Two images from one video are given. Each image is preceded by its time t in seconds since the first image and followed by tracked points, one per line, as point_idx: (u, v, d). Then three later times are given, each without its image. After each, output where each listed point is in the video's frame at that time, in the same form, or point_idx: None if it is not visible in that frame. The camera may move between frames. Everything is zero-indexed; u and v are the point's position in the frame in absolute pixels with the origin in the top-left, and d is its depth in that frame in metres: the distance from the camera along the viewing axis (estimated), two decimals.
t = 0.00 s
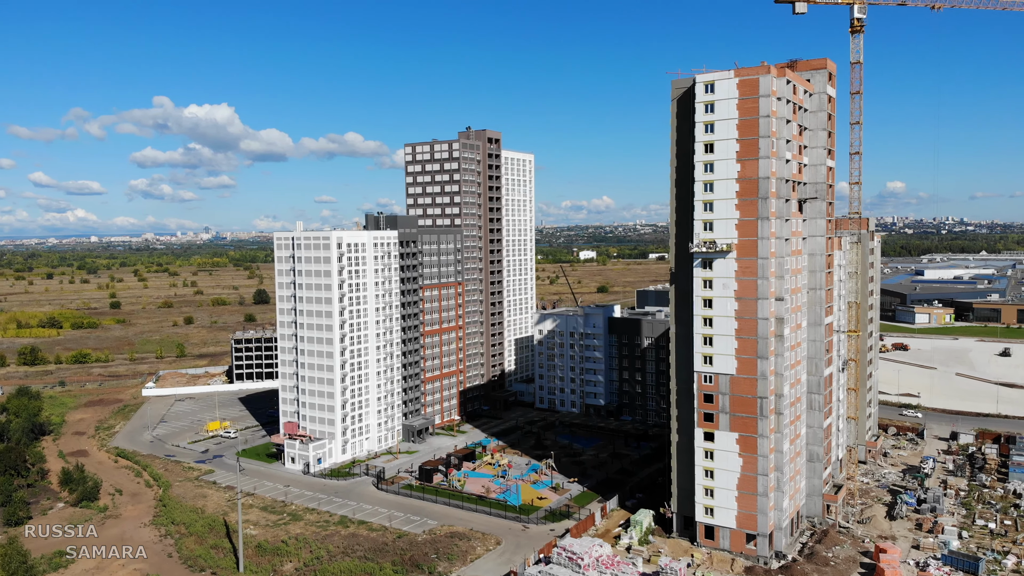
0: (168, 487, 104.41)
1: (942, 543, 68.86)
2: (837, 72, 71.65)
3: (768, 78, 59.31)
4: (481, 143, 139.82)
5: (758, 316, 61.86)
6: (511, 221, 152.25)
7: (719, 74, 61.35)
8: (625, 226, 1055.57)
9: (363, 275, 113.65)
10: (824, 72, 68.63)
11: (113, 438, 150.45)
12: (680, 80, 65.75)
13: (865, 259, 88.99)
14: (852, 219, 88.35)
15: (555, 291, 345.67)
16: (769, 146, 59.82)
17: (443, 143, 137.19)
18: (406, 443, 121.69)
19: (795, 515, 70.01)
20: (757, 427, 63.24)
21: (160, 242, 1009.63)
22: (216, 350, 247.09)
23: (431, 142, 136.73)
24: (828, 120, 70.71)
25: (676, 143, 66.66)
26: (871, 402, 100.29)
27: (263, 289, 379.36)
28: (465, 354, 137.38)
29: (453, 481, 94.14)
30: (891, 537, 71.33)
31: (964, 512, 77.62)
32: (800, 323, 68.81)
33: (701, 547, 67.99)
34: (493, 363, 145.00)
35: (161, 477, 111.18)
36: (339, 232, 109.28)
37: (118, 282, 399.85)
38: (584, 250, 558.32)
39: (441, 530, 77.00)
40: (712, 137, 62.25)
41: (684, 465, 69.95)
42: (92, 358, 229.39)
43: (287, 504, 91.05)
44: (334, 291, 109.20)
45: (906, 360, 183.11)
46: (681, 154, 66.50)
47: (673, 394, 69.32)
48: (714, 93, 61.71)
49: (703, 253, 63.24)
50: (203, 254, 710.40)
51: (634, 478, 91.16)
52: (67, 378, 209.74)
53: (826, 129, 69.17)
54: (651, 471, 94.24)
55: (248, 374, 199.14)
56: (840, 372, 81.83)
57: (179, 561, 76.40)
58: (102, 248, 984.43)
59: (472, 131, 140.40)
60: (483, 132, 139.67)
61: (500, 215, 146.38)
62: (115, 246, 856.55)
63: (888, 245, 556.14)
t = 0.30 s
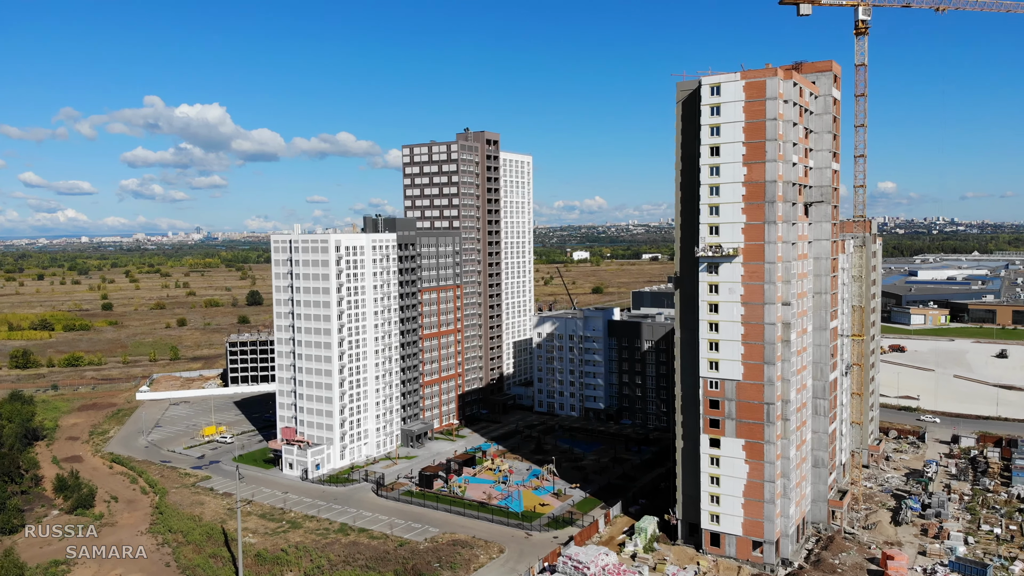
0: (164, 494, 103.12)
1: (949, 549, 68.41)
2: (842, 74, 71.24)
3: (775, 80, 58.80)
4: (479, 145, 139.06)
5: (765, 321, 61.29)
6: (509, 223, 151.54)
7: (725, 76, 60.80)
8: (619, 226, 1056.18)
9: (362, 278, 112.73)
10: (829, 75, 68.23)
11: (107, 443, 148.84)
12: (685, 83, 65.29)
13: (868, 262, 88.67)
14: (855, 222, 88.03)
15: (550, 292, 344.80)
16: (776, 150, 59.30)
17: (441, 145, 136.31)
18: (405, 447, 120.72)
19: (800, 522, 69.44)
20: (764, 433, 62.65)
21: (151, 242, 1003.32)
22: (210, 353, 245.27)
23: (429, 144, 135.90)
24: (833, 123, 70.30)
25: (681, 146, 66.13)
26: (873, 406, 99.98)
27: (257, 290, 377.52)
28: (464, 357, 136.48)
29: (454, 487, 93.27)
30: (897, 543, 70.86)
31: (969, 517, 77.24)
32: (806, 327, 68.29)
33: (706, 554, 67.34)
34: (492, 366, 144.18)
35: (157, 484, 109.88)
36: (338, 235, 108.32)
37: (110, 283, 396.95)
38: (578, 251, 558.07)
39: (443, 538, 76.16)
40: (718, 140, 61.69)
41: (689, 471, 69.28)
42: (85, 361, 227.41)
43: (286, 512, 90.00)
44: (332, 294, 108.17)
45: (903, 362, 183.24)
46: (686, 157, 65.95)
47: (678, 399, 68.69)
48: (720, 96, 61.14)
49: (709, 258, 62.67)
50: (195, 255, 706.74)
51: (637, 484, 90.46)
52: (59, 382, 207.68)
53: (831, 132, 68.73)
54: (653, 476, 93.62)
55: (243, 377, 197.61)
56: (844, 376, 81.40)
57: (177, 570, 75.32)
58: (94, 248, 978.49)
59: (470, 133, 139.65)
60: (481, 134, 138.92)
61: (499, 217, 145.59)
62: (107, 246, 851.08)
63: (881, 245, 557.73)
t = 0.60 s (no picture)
0: (161, 501, 101.90)
1: (955, 555, 68.04)
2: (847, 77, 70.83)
3: (782, 83, 58.22)
4: (478, 146, 138.27)
5: (772, 326, 60.70)
6: (508, 225, 150.69)
7: (731, 78, 60.23)
8: (612, 227, 1056.98)
9: (361, 281, 111.81)
10: (835, 77, 67.80)
11: (101, 448, 147.23)
12: (691, 85, 64.74)
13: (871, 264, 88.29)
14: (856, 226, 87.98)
15: (545, 293, 343.82)
16: (783, 153, 58.74)
17: (439, 146, 135.36)
18: (404, 452, 119.73)
19: (806, 528, 68.91)
20: (771, 439, 62.08)
21: (143, 243, 998.50)
22: (204, 355, 243.47)
23: (427, 145, 134.96)
24: (838, 126, 69.88)
25: (686, 148, 65.56)
26: (875, 409, 99.65)
27: (250, 291, 375.48)
28: (463, 361, 135.51)
29: (455, 493, 92.43)
30: (903, 549, 70.44)
31: (974, 522, 76.93)
32: (812, 332, 67.77)
33: (712, 561, 66.74)
34: (490, 370, 143.38)
35: (153, 490, 108.62)
36: (336, 238, 107.35)
37: (102, 284, 393.89)
38: (573, 251, 557.64)
39: (445, 546, 75.38)
40: (724, 143, 61.09)
41: (694, 477, 68.66)
42: (77, 364, 225.35)
43: (285, 519, 88.97)
44: (331, 298, 107.16)
45: (901, 364, 183.20)
46: (691, 160, 65.39)
47: (683, 405, 68.08)
48: (726, 98, 60.54)
49: (715, 262, 62.04)
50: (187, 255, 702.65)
51: (639, 489, 89.82)
52: (52, 385, 205.66)
53: (837, 134, 68.26)
54: (656, 482, 93.02)
55: (238, 380, 196.07)
56: (848, 379, 80.95)
57: None
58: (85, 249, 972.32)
59: (469, 134, 138.77)
60: (480, 135, 138.12)
61: (497, 219, 144.75)
62: (98, 247, 845.34)
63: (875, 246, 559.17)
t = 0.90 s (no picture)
0: (157, 508, 100.67)
1: (961, 561, 67.64)
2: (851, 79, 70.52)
3: (789, 85, 57.74)
4: (476, 148, 137.65)
5: (779, 331, 60.19)
6: (506, 227, 149.93)
7: (737, 81, 59.70)
8: (606, 227, 1056.94)
9: (358, 284, 110.79)
10: (840, 79, 67.46)
11: (95, 453, 145.61)
12: (696, 87, 64.21)
13: (873, 267, 87.98)
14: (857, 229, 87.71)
15: (540, 293, 343.01)
16: (790, 156, 58.26)
17: (438, 148, 134.53)
18: (403, 457, 118.76)
19: (812, 534, 68.38)
20: (777, 445, 61.56)
21: (132, 241, 992.20)
22: (198, 358, 241.62)
23: (425, 146, 134.17)
24: (843, 128, 69.52)
25: (691, 151, 65.05)
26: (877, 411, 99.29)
27: (243, 292, 373.31)
28: (461, 364, 134.62)
29: (455, 499, 91.60)
30: (908, 554, 70.04)
31: (979, 526, 76.58)
32: (817, 337, 67.29)
33: (718, 569, 66.13)
34: (488, 373, 142.56)
35: (149, 497, 107.34)
36: (334, 241, 106.33)
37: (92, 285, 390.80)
38: (567, 252, 556.90)
39: (447, 554, 74.57)
40: (730, 146, 60.59)
41: (699, 483, 68.09)
42: (70, 367, 223.25)
43: (284, 526, 87.95)
44: (329, 301, 106.12)
45: (898, 365, 183.33)
46: (696, 163, 64.89)
47: (687, 410, 67.51)
48: (732, 101, 60.02)
49: (721, 266, 61.51)
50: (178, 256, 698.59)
51: (641, 494, 89.18)
52: (44, 388, 203.60)
53: (842, 137, 67.89)
54: (658, 487, 92.41)
55: (233, 384, 194.57)
56: (851, 383, 80.53)
57: None
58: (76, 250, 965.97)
59: (467, 136, 138.04)
60: (478, 137, 137.49)
61: (495, 221, 144.04)
62: (89, 247, 840.35)
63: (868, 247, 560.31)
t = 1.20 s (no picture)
0: (154, 515, 99.45)
1: (967, 566, 67.29)
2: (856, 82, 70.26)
3: (796, 88, 57.22)
4: (474, 149, 137.06)
5: (786, 336, 59.66)
6: (504, 229, 149.21)
7: (743, 83, 59.21)
8: (599, 228, 1057.47)
9: (357, 287, 109.80)
10: (845, 82, 67.19)
11: (89, 459, 144.04)
12: (701, 90, 63.69)
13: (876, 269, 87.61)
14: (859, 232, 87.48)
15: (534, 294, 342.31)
16: (796, 160, 57.76)
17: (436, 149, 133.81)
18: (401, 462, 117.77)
19: (818, 540, 67.89)
20: (784, 452, 61.01)
21: (123, 241, 986.39)
22: (191, 360, 239.78)
23: (423, 148, 133.47)
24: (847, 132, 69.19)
25: (696, 155, 64.58)
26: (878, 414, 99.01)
27: (236, 293, 371.37)
28: (459, 368, 133.75)
29: (456, 505, 90.74)
30: (914, 560, 69.56)
31: (983, 531, 76.28)
32: (823, 341, 66.83)
33: None
34: (487, 376, 141.76)
35: (144, 503, 106.05)
36: (332, 244, 105.32)
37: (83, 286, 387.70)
38: (561, 252, 556.46)
39: (449, 562, 73.73)
40: (736, 149, 60.07)
41: (705, 489, 67.49)
42: (62, 370, 221.13)
43: (282, 534, 86.93)
44: (327, 305, 105.11)
45: (895, 367, 183.38)
46: (701, 167, 64.40)
47: (692, 416, 66.92)
48: (737, 104, 59.52)
49: (727, 271, 61.00)
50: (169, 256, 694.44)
51: (644, 500, 88.54)
52: (36, 392, 201.52)
53: (847, 140, 67.54)
54: (660, 492, 91.83)
55: (227, 387, 192.95)
56: (855, 387, 80.12)
57: None
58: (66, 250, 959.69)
59: (465, 137, 137.44)
60: (476, 138, 136.92)
61: (493, 222, 143.35)
62: (80, 248, 834.73)
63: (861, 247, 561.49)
